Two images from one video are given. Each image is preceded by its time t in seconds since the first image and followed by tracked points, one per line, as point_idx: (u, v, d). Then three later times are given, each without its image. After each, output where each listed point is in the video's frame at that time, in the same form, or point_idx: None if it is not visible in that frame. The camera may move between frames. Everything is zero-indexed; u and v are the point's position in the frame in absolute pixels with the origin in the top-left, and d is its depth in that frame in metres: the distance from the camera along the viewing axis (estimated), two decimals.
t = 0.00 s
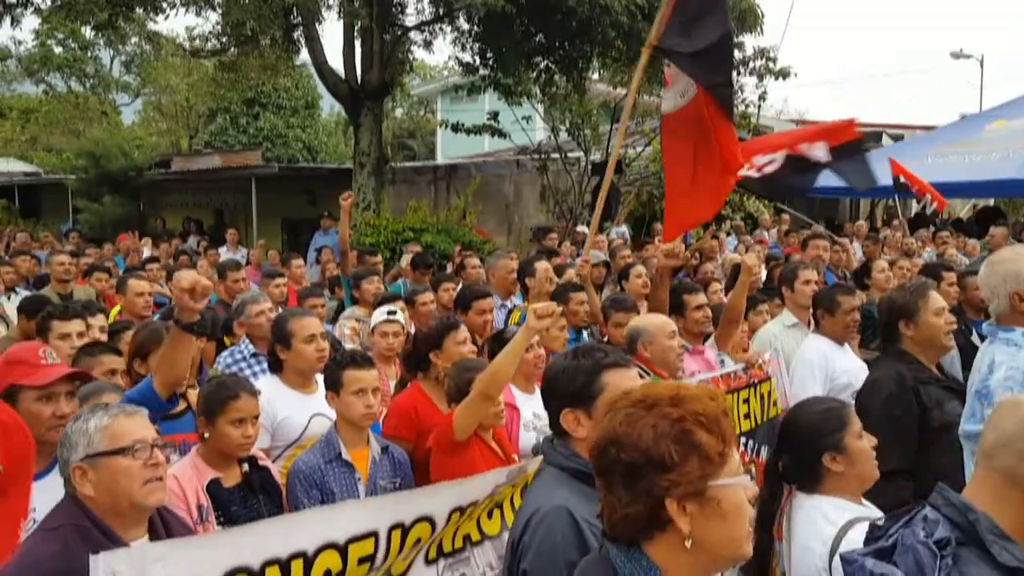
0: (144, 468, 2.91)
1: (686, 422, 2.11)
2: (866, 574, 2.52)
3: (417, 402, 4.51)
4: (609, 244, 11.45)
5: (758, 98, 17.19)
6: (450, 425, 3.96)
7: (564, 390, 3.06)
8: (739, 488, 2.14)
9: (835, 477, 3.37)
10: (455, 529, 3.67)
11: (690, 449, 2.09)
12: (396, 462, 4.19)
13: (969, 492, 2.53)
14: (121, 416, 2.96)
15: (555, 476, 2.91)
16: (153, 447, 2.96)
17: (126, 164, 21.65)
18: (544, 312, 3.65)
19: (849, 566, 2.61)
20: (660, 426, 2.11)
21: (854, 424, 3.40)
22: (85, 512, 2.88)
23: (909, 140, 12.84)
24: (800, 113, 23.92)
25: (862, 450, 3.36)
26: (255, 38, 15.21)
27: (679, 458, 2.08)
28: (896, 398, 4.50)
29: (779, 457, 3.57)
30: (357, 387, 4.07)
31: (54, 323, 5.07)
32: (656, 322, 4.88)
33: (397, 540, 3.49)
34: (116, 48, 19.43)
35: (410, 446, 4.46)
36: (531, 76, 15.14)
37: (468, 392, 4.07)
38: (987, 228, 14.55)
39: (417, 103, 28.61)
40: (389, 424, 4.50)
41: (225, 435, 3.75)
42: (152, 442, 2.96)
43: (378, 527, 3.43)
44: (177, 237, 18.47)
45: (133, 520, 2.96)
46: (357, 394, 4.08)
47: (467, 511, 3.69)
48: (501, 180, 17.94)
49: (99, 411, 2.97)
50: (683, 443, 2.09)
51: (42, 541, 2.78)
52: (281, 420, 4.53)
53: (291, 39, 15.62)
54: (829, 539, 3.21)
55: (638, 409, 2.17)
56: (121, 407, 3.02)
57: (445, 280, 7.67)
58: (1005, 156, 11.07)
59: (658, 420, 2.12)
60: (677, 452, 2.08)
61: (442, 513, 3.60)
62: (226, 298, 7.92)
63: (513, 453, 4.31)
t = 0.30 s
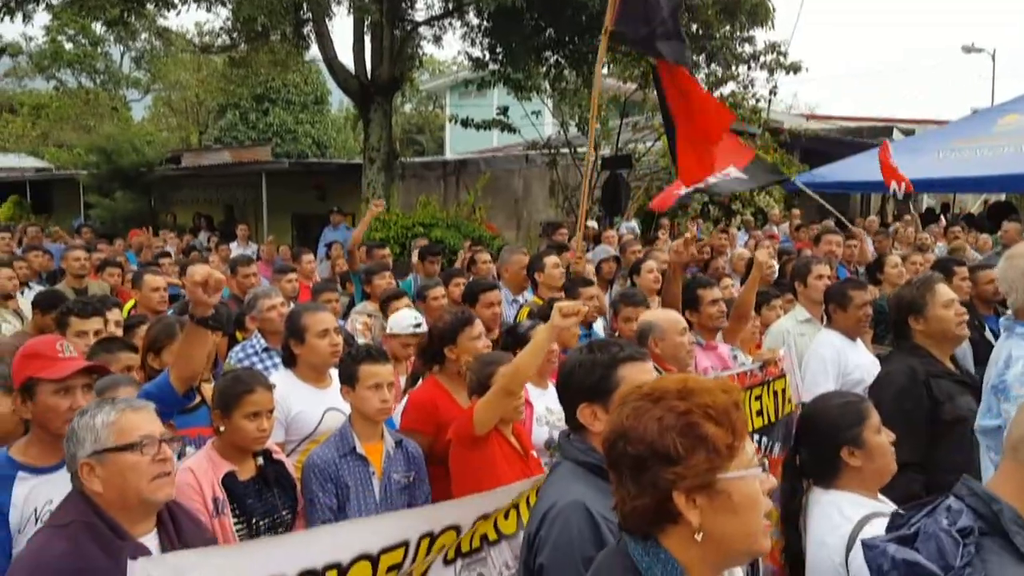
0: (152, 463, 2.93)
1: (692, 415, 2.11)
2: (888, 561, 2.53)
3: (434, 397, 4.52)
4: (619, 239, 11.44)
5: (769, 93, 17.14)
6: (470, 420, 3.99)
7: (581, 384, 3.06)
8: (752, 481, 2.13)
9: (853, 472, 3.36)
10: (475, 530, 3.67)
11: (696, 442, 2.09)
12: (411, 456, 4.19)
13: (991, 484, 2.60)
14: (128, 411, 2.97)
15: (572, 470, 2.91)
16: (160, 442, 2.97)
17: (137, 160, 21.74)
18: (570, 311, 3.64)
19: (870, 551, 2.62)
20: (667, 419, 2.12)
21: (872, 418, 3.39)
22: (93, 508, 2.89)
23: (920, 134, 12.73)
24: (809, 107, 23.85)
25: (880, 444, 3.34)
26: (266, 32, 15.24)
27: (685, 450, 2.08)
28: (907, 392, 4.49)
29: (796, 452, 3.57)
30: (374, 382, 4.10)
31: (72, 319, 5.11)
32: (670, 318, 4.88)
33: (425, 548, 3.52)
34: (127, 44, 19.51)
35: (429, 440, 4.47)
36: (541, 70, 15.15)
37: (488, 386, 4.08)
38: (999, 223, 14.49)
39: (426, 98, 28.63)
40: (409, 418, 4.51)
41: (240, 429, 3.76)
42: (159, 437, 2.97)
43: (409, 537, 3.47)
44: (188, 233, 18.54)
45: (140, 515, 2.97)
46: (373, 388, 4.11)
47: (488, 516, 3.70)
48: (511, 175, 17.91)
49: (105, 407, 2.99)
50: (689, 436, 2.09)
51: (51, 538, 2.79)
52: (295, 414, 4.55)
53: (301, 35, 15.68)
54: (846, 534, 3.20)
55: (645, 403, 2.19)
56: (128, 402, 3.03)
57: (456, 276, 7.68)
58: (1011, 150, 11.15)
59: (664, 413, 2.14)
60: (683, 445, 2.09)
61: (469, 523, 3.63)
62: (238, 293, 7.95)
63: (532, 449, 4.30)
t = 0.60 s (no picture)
0: (166, 449, 2.95)
1: (714, 395, 2.11)
2: (914, 534, 2.65)
3: (457, 381, 4.53)
4: (635, 228, 11.40)
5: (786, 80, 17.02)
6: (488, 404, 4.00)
7: (596, 367, 3.06)
8: (774, 461, 2.13)
9: (866, 458, 3.35)
10: (486, 513, 3.68)
11: (717, 423, 2.09)
12: (429, 442, 4.20)
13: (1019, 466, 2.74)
14: (140, 397, 2.98)
15: (590, 454, 2.92)
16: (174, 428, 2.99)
17: (154, 149, 21.84)
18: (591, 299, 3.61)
19: (895, 526, 2.72)
20: (687, 400, 2.12)
21: (886, 404, 3.38)
22: (108, 494, 2.92)
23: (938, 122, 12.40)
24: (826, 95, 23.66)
25: (894, 431, 3.33)
26: (281, 20, 15.28)
27: (706, 431, 2.08)
28: (924, 378, 4.46)
29: (808, 440, 3.54)
30: (394, 367, 4.12)
31: (92, 306, 5.17)
32: (676, 303, 4.86)
33: (432, 527, 3.53)
34: (142, 33, 19.58)
35: (449, 423, 4.48)
36: (556, 58, 15.11)
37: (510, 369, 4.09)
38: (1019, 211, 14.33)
39: (441, 86, 28.59)
40: (429, 400, 4.51)
41: (260, 413, 3.79)
42: (172, 423, 2.98)
43: (413, 514, 3.48)
44: (205, 222, 18.64)
45: (157, 500, 3.00)
46: (394, 374, 4.12)
47: (498, 500, 3.71)
48: (527, 163, 17.78)
49: (116, 392, 3.00)
50: (710, 417, 2.09)
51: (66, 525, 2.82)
52: (314, 400, 4.57)
53: (316, 23, 15.70)
54: (860, 519, 3.21)
55: (666, 383, 2.19)
56: (139, 387, 3.05)
57: (472, 263, 7.68)
58: None
59: (685, 394, 2.13)
60: (704, 426, 2.09)
61: (476, 504, 3.64)
62: (254, 280, 7.99)
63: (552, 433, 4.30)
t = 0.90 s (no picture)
0: (211, 446, 3.00)
1: (755, 398, 2.08)
2: (955, 534, 2.61)
3: (494, 377, 4.54)
4: (672, 226, 11.31)
5: (826, 75, 16.79)
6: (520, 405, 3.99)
7: (633, 368, 3.04)
8: (816, 465, 2.10)
9: (902, 461, 3.29)
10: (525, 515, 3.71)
11: (757, 426, 2.07)
12: (465, 441, 4.23)
13: None
14: (187, 395, 3.04)
15: (624, 454, 2.91)
16: (219, 426, 3.05)
17: (194, 150, 22.16)
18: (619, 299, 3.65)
19: (937, 527, 2.69)
20: (727, 401, 2.10)
21: (922, 405, 3.32)
22: (155, 487, 2.97)
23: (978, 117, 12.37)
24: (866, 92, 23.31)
25: (930, 432, 3.28)
26: (318, 22, 15.44)
27: (745, 433, 2.07)
28: (971, 378, 4.38)
29: (844, 441, 3.49)
30: (431, 366, 4.14)
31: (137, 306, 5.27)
32: (716, 304, 4.83)
33: (479, 536, 3.55)
34: (183, 36, 19.90)
35: (484, 419, 4.51)
36: (592, 56, 15.09)
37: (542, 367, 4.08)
38: None
39: (476, 86, 28.63)
40: (465, 396, 4.55)
41: (298, 411, 3.83)
42: (218, 421, 3.04)
43: (465, 528, 3.50)
44: (243, 222, 18.88)
45: (200, 496, 3.05)
46: (431, 372, 4.15)
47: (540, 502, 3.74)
48: (562, 162, 17.68)
49: (166, 390, 3.06)
50: (751, 419, 2.07)
51: (114, 518, 2.86)
52: (351, 399, 4.61)
53: (353, 24, 15.83)
54: (895, 520, 3.15)
55: (707, 384, 2.18)
56: (186, 386, 3.11)
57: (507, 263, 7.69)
58: None
59: (725, 395, 2.12)
60: (743, 428, 2.07)
61: (519, 512, 3.67)
62: (292, 280, 8.07)
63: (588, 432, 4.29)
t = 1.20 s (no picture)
0: (264, 437, 3.05)
1: (774, 398, 2.06)
2: (997, 544, 2.54)
3: (528, 372, 4.54)
4: (714, 223, 11.21)
5: (873, 70, 16.49)
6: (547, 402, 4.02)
7: (671, 366, 3.02)
8: (847, 460, 2.07)
9: (948, 462, 3.22)
10: (562, 513, 3.70)
11: (780, 426, 2.04)
12: (504, 437, 4.22)
13: None
14: (242, 387, 3.11)
15: (662, 453, 2.90)
16: (271, 417, 3.10)
17: (239, 149, 22.49)
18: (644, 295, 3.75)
19: (978, 536, 2.63)
20: (749, 405, 2.09)
21: (968, 406, 3.25)
22: (208, 474, 3.01)
23: None
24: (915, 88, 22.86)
25: (977, 433, 3.21)
26: (362, 21, 15.58)
27: (769, 435, 2.04)
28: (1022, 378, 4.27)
29: (887, 441, 3.42)
30: (470, 363, 4.16)
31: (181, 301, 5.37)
32: (765, 305, 4.77)
33: (512, 527, 3.51)
34: (229, 36, 20.21)
35: (518, 415, 4.52)
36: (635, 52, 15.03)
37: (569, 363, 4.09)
38: None
39: (517, 83, 28.66)
40: (500, 392, 4.57)
41: (338, 406, 3.88)
42: (271, 413, 3.10)
43: (499, 517, 3.45)
44: (287, 220, 19.14)
45: (252, 484, 3.10)
46: (469, 369, 4.16)
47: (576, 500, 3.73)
48: (603, 159, 17.59)
49: (223, 381, 3.14)
50: (772, 420, 2.05)
51: (173, 502, 2.89)
52: (390, 395, 4.64)
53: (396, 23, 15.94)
54: (938, 519, 3.09)
55: (726, 389, 2.17)
56: (241, 378, 3.19)
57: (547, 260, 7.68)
58: None
59: (746, 399, 2.10)
60: (766, 430, 2.05)
61: (553, 504, 3.64)
62: (334, 277, 8.16)
63: (623, 431, 4.29)
